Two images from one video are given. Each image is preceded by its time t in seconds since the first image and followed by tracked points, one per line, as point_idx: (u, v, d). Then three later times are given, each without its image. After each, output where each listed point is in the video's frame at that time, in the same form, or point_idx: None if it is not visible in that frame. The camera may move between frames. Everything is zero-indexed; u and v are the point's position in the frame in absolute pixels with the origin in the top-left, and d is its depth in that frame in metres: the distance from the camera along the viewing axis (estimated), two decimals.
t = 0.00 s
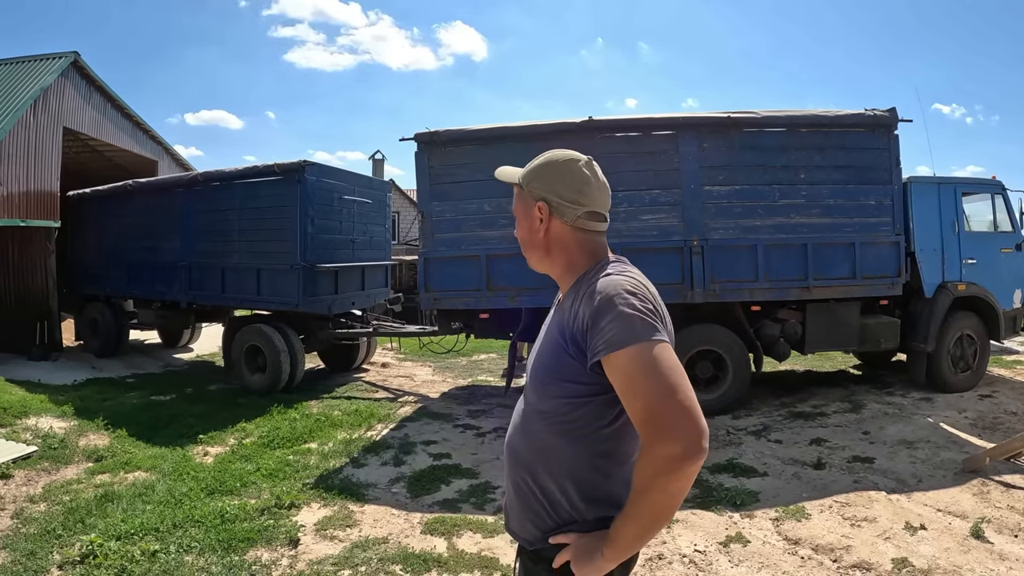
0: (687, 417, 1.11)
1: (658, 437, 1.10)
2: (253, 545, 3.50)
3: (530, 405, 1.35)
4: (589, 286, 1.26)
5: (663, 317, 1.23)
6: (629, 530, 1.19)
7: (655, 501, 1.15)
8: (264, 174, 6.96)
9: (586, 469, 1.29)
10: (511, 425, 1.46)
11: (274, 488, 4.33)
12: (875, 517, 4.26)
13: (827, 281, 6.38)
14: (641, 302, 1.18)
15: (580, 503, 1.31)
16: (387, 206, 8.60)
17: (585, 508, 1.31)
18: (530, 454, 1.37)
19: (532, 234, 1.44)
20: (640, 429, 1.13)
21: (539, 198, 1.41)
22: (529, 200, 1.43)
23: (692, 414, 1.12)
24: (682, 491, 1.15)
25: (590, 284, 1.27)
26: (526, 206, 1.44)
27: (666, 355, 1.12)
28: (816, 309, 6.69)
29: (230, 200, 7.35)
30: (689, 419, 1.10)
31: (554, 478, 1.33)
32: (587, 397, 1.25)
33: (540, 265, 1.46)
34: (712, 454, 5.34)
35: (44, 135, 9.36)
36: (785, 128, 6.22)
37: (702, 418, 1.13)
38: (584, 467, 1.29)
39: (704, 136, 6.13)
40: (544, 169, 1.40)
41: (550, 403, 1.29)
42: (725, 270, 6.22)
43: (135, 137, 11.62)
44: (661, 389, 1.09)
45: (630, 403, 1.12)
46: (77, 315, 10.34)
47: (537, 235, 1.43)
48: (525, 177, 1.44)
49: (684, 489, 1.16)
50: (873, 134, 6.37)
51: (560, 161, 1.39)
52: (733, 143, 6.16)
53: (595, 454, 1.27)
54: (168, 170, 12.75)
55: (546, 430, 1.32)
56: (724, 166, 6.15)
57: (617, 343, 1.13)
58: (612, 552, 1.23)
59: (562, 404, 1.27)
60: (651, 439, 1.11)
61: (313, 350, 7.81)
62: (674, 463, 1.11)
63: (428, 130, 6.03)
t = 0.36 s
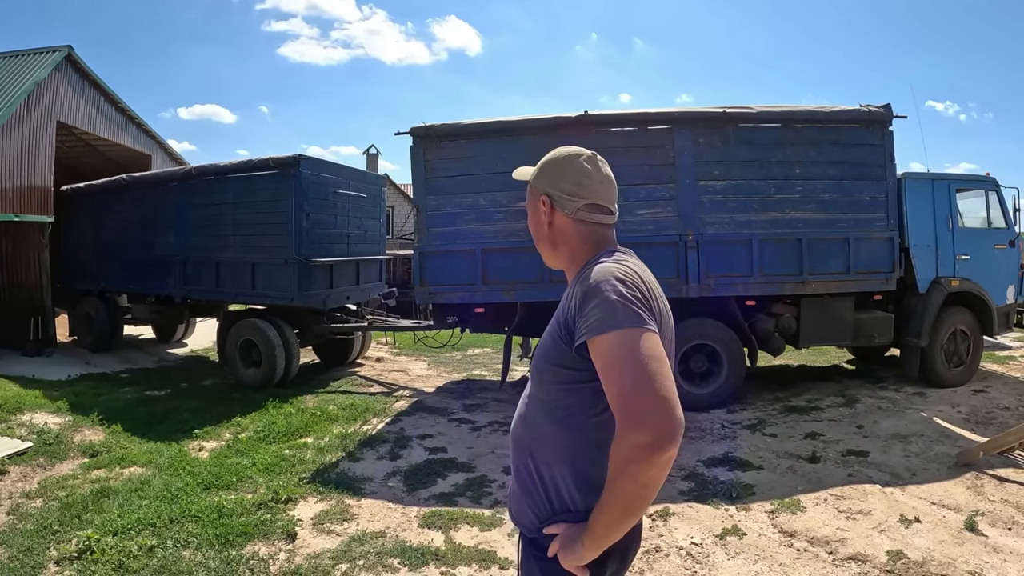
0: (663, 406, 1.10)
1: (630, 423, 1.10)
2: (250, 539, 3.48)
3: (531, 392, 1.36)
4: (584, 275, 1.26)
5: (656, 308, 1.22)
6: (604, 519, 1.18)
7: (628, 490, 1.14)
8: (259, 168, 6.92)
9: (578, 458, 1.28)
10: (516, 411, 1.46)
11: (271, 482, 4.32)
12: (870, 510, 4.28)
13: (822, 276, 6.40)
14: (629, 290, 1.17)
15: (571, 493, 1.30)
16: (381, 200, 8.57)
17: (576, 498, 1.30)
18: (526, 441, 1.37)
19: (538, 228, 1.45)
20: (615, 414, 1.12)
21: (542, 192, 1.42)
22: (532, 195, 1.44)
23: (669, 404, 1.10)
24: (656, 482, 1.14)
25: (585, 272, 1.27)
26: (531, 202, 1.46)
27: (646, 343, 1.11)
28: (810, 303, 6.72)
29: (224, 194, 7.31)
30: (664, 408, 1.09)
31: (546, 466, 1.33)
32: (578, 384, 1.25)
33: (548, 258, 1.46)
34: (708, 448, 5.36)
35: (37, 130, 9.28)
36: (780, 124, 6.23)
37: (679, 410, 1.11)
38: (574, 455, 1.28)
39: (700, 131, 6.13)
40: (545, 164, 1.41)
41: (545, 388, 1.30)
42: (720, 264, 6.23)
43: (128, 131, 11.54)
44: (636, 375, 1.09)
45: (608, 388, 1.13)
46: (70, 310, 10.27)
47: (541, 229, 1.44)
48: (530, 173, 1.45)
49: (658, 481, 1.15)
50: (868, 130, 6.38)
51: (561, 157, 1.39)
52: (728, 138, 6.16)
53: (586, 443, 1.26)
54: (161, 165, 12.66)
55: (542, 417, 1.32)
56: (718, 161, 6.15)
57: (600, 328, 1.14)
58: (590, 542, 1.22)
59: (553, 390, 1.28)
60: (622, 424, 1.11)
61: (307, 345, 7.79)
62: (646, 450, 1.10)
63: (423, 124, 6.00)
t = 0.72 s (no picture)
0: (646, 394, 1.16)
1: (614, 410, 1.16)
2: (258, 530, 3.55)
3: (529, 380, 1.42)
4: (577, 268, 1.32)
5: (646, 301, 1.27)
6: (590, 501, 1.24)
7: (613, 474, 1.20)
8: (261, 165, 6.97)
9: (571, 443, 1.33)
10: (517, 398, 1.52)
11: (277, 475, 4.39)
12: (867, 498, 4.35)
13: (820, 268, 6.45)
14: (619, 284, 1.22)
15: (565, 477, 1.36)
16: (382, 196, 8.61)
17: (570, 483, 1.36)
18: (525, 426, 1.44)
19: (537, 226, 1.52)
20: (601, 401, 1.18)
21: (540, 193, 1.49)
22: (531, 194, 1.51)
23: (652, 393, 1.16)
24: (639, 468, 1.20)
25: (578, 266, 1.33)
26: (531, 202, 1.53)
27: (632, 334, 1.16)
28: (809, 295, 6.78)
29: (225, 192, 7.36)
30: (645, 396, 1.14)
31: (542, 450, 1.39)
32: (572, 372, 1.30)
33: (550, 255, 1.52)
34: (707, 438, 5.43)
35: (38, 129, 9.33)
36: (779, 117, 6.28)
37: (661, 399, 1.17)
38: (568, 440, 1.34)
39: (698, 125, 6.18)
40: (542, 166, 1.48)
41: (541, 377, 1.36)
42: (719, 257, 6.29)
43: (129, 129, 11.58)
44: (620, 365, 1.15)
45: (594, 377, 1.19)
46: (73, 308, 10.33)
47: (541, 227, 1.51)
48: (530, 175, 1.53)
49: (641, 466, 1.20)
50: (866, 123, 6.43)
51: (555, 158, 1.46)
52: (727, 132, 6.21)
53: (580, 430, 1.32)
54: (162, 163, 12.71)
55: (539, 404, 1.38)
56: (717, 154, 6.20)
57: (589, 319, 1.20)
58: (580, 523, 1.27)
59: (549, 378, 1.33)
60: (607, 411, 1.17)
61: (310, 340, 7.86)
62: (628, 436, 1.16)
63: (424, 120, 6.06)
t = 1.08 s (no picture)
0: (600, 371, 1.33)
1: (572, 385, 1.32)
2: (259, 517, 3.67)
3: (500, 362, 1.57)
4: (545, 259, 1.47)
5: (605, 289, 1.43)
6: (553, 470, 1.39)
7: (571, 443, 1.35)
8: (261, 162, 7.07)
9: (538, 419, 1.47)
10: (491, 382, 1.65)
11: (278, 466, 4.51)
12: (854, 486, 4.45)
13: (813, 261, 6.54)
14: (580, 273, 1.38)
15: (533, 452, 1.50)
16: (382, 192, 8.71)
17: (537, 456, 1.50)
18: (498, 405, 1.57)
19: (514, 220, 1.62)
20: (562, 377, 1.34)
21: (517, 188, 1.59)
22: (508, 189, 1.61)
23: (605, 369, 1.33)
24: (595, 437, 1.36)
25: (546, 257, 1.48)
26: (508, 196, 1.63)
27: (589, 318, 1.33)
28: (802, 288, 6.86)
29: (226, 190, 7.46)
30: (599, 372, 1.31)
31: (513, 428, 1.52)
32: (538, 353, 1.45)
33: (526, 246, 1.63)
34: (700, 429, 5.53)
35: (41, 129, 9.44)
36: (772, 112, 6.36)
37: (613, 375, 1.33)
38: (537, 416, 1.48)
39: (692, 120, 6.26)
40: (518, 163, 1.58)
41: (511, 359, 1.51)
42: (713, 251, 6.38)
43: (131, 128, 11.69)
44: (577, 344, 1.31)
45: (555, 356, 1.35)
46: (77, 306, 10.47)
47: (517, 220, 1.61)
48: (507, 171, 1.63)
49: (596, 437, 1.36)
50: (858, 117, 6.50)
51: (531, 155, 1.56)
52: (720, 127, 6.30)
53: (546, 407, 1.46)
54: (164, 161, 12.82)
55: (509, 385, 1.52)
56: (710, 149, 6.29)
57: (552, 304, 1.36)
58: (543, 492, 1.41)
59: (518, 359, 1.47)
60: (565, 386, 1.33)
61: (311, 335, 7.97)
62: (585, 408, 1.33)
63: (421, 118, 6.15)
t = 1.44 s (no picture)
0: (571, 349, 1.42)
1: (546, 363, 1.42)
2: (258, 503, 3.78)
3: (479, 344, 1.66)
4: (519, 246, 1.56)
5: (576, 274, 1.53)
6: (528, 444, 1.49)
7: (545, 417, 1.45)
8: (259, 158, 7.15)
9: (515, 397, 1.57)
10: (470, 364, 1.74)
11: (276, 454, 4.63)
12: (839, 473, 4.56)
13: (804, 252, 6.63)
14: (552, 259, 1.48)
15: (510, 428, 1.60)
16: (379, 185, 8.79)
17: (514, 433, 1.60)
18: (477, 385, 1.67)
19: (489, 209, 1.70)
20: (536, 355, 1.44)
21: (492, 178, 1.68)
22: (483, 180, 1.69)
23: (577, 348, 1.43)
24: (567, 412, 1.45)
25: (521, 244, 1.57)
26: (482, 187, 1.71)
27: (561, 299, 1.43)
28: (794, 279, 6.95)
29: (225, 185, 7.55)
30: (570, 350, 1.41)
31: (492, 406, 1.62)
32: (513, 335, 1.55)
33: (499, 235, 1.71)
34: (691, 417, 5.64)
35: (41, 126, 9.53)
36: (763, 104, 6.43)
37: (584, 353, 1.43)
38: (512, 394, 1.58)
39: (683, 113, 6.34)
40: (494, 155, 1.67)
41: (489, 341, 1.60)
42: (705, 242, 6.47)
43: (129, 124, 11.76)
44: (550, 324, 1.41)
45: (531, 336, 1.45)
46: (78, 301, 10.58)
47: (491, 209, 1.69)
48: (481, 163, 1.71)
49: (569, 411, 1.46)
50: (849, 109, 6.58)
51: (506, 148, 1.65)
52: (712, 119, 6.37)
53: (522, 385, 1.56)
54: (163, 157, 12.90)
55: (487, 365, 1.62)
56: (702, 142, 6.36)
57: (526, 287, 1.45)
58: (519, 464, 1.51)
59: (496, 340, 1.57)
60: (539, 363, 1.43)
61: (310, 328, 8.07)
62: (558, 384, 1.42)
63: (416, 112, 6.23)
